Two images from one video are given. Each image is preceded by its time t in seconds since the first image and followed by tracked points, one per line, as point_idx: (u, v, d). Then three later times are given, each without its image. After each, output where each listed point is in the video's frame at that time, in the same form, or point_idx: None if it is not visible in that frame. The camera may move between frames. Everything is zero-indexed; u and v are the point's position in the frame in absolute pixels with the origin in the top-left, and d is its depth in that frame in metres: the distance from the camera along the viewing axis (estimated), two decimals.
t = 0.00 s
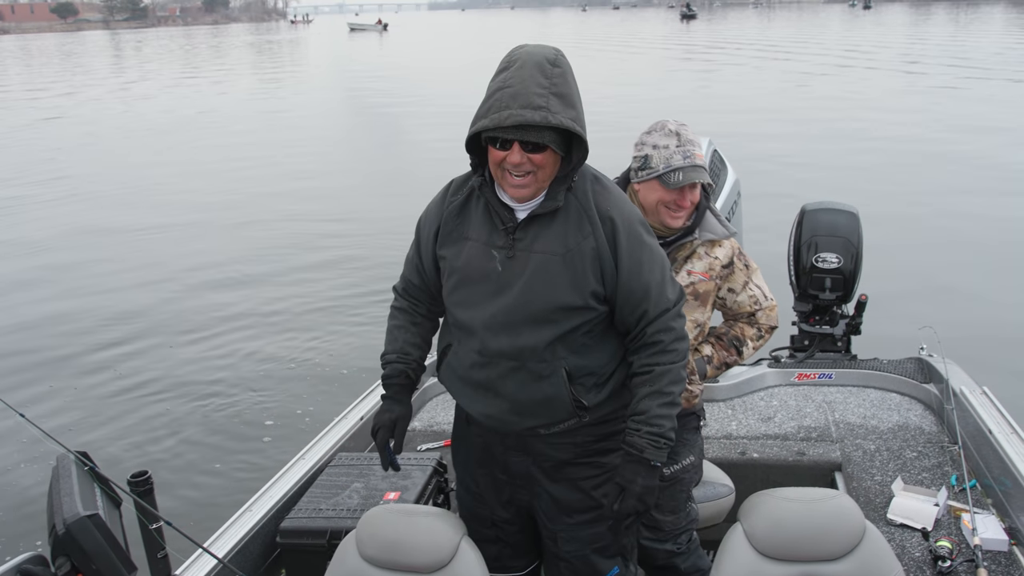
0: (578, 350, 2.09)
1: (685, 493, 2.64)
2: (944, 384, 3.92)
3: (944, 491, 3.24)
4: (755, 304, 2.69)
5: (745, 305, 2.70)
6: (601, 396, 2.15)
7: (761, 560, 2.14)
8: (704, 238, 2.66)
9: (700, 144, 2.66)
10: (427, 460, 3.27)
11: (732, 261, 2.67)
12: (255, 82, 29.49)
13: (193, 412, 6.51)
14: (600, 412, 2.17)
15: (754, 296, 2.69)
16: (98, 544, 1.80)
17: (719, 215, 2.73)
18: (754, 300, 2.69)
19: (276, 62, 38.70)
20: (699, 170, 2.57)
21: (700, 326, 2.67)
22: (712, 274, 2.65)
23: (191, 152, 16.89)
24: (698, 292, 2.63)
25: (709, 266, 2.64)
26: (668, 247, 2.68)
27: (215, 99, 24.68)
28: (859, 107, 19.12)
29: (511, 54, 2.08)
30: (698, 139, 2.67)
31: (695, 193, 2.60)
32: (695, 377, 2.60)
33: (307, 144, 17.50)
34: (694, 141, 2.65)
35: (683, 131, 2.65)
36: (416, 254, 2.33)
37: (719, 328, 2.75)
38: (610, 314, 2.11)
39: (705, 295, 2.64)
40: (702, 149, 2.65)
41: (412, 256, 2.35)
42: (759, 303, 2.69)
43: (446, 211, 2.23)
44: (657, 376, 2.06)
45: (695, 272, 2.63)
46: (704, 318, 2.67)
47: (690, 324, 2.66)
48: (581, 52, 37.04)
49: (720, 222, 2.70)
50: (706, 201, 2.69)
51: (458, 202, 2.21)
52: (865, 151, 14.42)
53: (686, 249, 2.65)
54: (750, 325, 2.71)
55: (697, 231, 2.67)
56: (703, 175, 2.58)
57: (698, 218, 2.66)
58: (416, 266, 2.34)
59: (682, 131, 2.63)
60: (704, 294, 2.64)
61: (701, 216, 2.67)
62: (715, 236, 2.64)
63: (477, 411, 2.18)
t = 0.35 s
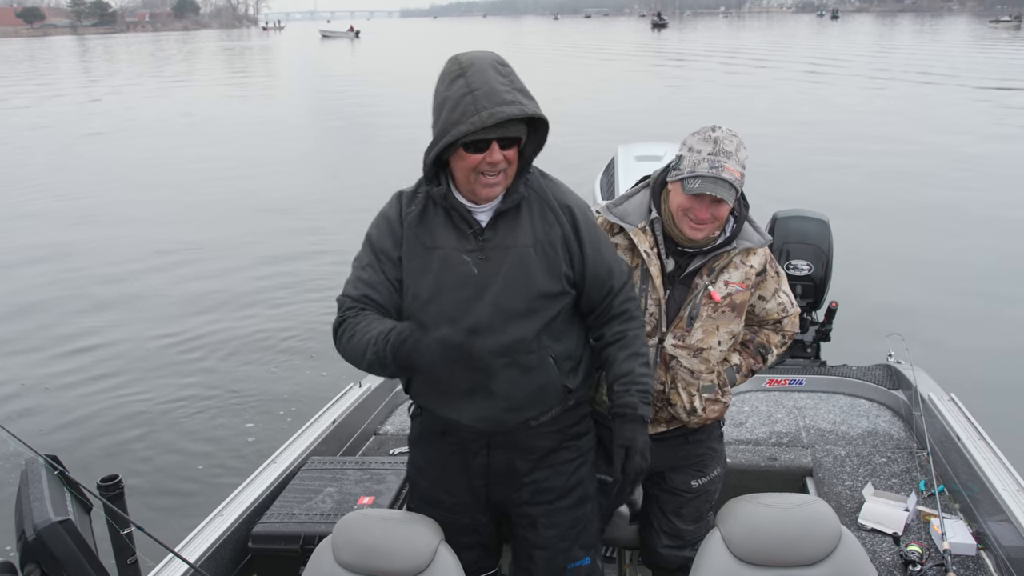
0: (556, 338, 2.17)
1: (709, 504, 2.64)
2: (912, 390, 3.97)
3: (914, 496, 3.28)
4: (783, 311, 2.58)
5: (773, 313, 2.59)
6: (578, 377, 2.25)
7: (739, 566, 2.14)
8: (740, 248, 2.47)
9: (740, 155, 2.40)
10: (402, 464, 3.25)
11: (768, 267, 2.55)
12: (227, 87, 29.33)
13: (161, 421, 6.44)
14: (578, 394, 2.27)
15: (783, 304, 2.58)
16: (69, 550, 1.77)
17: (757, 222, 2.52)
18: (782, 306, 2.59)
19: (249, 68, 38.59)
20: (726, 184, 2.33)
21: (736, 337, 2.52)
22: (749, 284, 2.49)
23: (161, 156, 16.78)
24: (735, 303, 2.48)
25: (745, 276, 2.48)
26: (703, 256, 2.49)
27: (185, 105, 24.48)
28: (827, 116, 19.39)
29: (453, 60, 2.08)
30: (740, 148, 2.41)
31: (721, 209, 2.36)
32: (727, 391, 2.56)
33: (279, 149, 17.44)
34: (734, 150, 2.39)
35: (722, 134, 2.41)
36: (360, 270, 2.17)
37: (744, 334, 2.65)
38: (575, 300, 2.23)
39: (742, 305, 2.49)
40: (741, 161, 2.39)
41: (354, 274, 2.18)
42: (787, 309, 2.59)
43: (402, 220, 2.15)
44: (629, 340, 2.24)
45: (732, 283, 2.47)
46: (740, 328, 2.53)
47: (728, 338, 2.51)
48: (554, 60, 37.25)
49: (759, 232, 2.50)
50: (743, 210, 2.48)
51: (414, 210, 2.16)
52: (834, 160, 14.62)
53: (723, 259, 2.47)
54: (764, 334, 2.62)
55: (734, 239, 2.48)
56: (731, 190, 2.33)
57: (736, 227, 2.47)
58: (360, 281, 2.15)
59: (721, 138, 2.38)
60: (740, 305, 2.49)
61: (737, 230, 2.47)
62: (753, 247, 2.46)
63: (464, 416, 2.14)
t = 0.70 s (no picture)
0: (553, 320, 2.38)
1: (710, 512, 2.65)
2: (899, 391, 4.00)
3: (902, 496, 3.30)
4: (789, 309, 2.62)
5: (779, 311, 2.63)
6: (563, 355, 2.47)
7: (733, 567, 2.15)
8: (739, 242, 2.47)
9: (728, 146, 2.39)
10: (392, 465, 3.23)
11: (768, 264, 2.55)
12: (208, 92, 29.12)
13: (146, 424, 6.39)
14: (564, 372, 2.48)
15: (788, 301, 2.62)
16: (60, 553, 1.73)
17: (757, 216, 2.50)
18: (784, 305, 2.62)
19: (231, 72, 38.43)
20: (709, 174, 2.31)
21: (734, 334, 2.51)
22: (748, 279, 2.49)
23: (142, 160, 16.67)
24: (734, 298, 2.47)
25: (745, 270, 2.48)
26: (699, 250, 2.48)
27: (167, 110, 24.29)
28: (810, 120, 19.51)
29: (448, 56, 2.17)
30: (728, 139, 2.40)
31: (710, 200, 2.34)
32: (729, 389, 2.55)
33: (262, 153, 17.36)
34: (722, 141, 2.38)
35: (712, 126, 2.41)
36: (406, 255, 1.98)
37: (749, 334, 2.67)
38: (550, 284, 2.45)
39: (741, 301, 2.48)
40: (729, 153, 2.38)
41: (398, 261, 1.97)
42: (792, 308, 2.62)
43: (426, 210, 2.15)
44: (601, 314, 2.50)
45: (731, 277, 2.46)
46: (738, 326, 2.53)
47: (727, 334, 2.50)
48: (538, 64, 37.27)
49: (760, 228, 2.49)
50: (739, 204, 2.48)
51: (431, 200, 2.19)
52: (817, 163, 14.71)
53: (721, 252, 2.47)
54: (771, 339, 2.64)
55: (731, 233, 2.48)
56: (715, 181, 2.31)
57: (733, 221, 2.46)
58: (413, 264, 1.95)
59: (707, 128, 2.38)
60: (740, 300, 2.48)
61: (734, 223, 2.46)
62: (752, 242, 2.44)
63: (502, 408, 2.21)
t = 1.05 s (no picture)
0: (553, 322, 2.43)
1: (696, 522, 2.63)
2: (884, 389, 4.02)
3: (888, 493, 3.32)
4: (769, 303, 2.60)
5: (759, 305, 2.60)
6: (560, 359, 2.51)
7: (720, 565, 2.16)
8: (707, 231, 2.48)
9: (676, 126, 2.43)
10: (380, 470, 3.22)
11: (742, 256, 2.54)
12: (191, 96, 28.92)
13: (132, 431, 6.35)
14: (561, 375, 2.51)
15: (768, 295, 2.59)
16: (46, 565, 1.72)
17: (724, 206, 2.51)
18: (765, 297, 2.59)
19: (213, 77, 38.22)
20: (647, 149, 2.38)
21: (708, 325, 2.50)
22: (720, 270, 2.49)
23: (123, 166, 16.56)
24: (704, 288, 2.47)
25: (716, 261, 2.48)
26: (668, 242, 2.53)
27: (149, 115, 24.12)
28: (794, 120, 19.60)
29: (466, 60, 2.18)
30: (678, 121, 2.44)
31: (654, 177, 2.39)
32: (708, 382, 2.51)
33: (245, 158, 17.29)
34: (670, 122, 2.43)
35: (664, 112, 2.48)
36: (439, 248, 1.98)
37: (737, 331, 2.65)
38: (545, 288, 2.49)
39: (712, 292, 2.48)
40: (676, 132, 2.42)
41: (433, 254, 1.97)
42: (773, 301, 2.60)
43: (449, 208, 2.15)
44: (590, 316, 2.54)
45: (701, 267, 2.47)
46: (712, 317, 2.51)
47: (699, 325, 2.49)
48: (521, 66, 37.28)
49: (728, 216, 2.49)
50: (704, 192, 2.50)
51: (450, 199, 2.18)
52: (801, 163, 14.78)
53: (689, 241, 2.49)
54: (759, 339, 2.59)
55: (698, 223, 2.49)
56: (653, 156, 2.37)
57: (698, 210, 2.48)
58: (447, 257, 1.97)
59: (654, 113, 2.45)
60: (711, 291, 2.48)
61: (698, 210, 2.48)
62: (718, 230, 2.45)
63: (517, 410, 2.23)
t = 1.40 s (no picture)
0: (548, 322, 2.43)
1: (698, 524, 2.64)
2: (885, 388, 4.02)
3: (889, 492, 3.33)
4: (773, 307, 2.59)
5: (762, 309, 2.59)
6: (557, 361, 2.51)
7: (721, 566, 2.17)
8: (708, 234, 2.48)
9: (679, 130, 2.45)
10: (381, 475, 3.23)
11: (743, 259, 2.53)
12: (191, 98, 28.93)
13: (136, 435, 6.36)
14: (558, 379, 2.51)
15: (771, 298, 2.59)
16: (49, 572, 1.72)
17: (725, 210, 2.53)
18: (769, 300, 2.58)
19: (213, 77, 38.20)
20: (651, 154, 2.40)
21: (711, 326, 2.48)
22: (721, 272, 2.48)
23: (124, 168, 16.58)
24: (705, 289, 2.46)
25: (717, 263, 2.48)
26: (668, 244, 2.53)
27: (149, 116, 24.12)
28: (794, 119, 19.60)
29: (460, 64, 2.20)
30: (680, 125, 2.46)
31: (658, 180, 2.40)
32: (711, 385, 2.50)
33: (246, 160, 17.30)
34: (672, 126, 2.45)
35: (667, 116, 2.50)
36: (426, 233, 1.99)
37: (738, 333, 2.64)
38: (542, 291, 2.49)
39: (713, 293, 2.47)
40: (679, 136, 2.43)
41: (420, 238, 1.98)
42: (778, 306, 2.59)
43: (442, 208, 2.17)
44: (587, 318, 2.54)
45: (702, 269, 2.46)
46: (715, 319, 2.50)
47: (701, 326, 2.47)
48: (522, 66, 37.31)
49: (728, 219, 2.50)
50: (707, 195, 2.50)
51: (444, 200, 2.20)
52: (802, 161, 14.79)
53: (690, 243, 2.49)
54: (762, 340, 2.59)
55: (700, 226, 2.50)
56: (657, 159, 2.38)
57: (699, 212, 2.49)
58: (435, 239, 1.97)
59: (656, 116, 2.46)
60: (713, 292, 2.47)
61: (699, 212, 2.48)
62: (719, 231, 2.47)
63: (513, 412, 2.24)
